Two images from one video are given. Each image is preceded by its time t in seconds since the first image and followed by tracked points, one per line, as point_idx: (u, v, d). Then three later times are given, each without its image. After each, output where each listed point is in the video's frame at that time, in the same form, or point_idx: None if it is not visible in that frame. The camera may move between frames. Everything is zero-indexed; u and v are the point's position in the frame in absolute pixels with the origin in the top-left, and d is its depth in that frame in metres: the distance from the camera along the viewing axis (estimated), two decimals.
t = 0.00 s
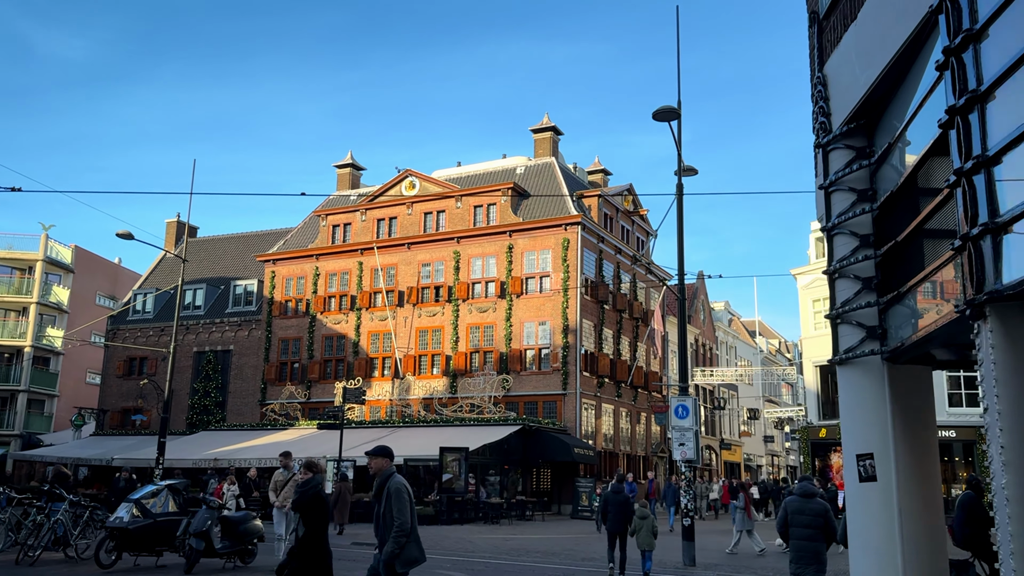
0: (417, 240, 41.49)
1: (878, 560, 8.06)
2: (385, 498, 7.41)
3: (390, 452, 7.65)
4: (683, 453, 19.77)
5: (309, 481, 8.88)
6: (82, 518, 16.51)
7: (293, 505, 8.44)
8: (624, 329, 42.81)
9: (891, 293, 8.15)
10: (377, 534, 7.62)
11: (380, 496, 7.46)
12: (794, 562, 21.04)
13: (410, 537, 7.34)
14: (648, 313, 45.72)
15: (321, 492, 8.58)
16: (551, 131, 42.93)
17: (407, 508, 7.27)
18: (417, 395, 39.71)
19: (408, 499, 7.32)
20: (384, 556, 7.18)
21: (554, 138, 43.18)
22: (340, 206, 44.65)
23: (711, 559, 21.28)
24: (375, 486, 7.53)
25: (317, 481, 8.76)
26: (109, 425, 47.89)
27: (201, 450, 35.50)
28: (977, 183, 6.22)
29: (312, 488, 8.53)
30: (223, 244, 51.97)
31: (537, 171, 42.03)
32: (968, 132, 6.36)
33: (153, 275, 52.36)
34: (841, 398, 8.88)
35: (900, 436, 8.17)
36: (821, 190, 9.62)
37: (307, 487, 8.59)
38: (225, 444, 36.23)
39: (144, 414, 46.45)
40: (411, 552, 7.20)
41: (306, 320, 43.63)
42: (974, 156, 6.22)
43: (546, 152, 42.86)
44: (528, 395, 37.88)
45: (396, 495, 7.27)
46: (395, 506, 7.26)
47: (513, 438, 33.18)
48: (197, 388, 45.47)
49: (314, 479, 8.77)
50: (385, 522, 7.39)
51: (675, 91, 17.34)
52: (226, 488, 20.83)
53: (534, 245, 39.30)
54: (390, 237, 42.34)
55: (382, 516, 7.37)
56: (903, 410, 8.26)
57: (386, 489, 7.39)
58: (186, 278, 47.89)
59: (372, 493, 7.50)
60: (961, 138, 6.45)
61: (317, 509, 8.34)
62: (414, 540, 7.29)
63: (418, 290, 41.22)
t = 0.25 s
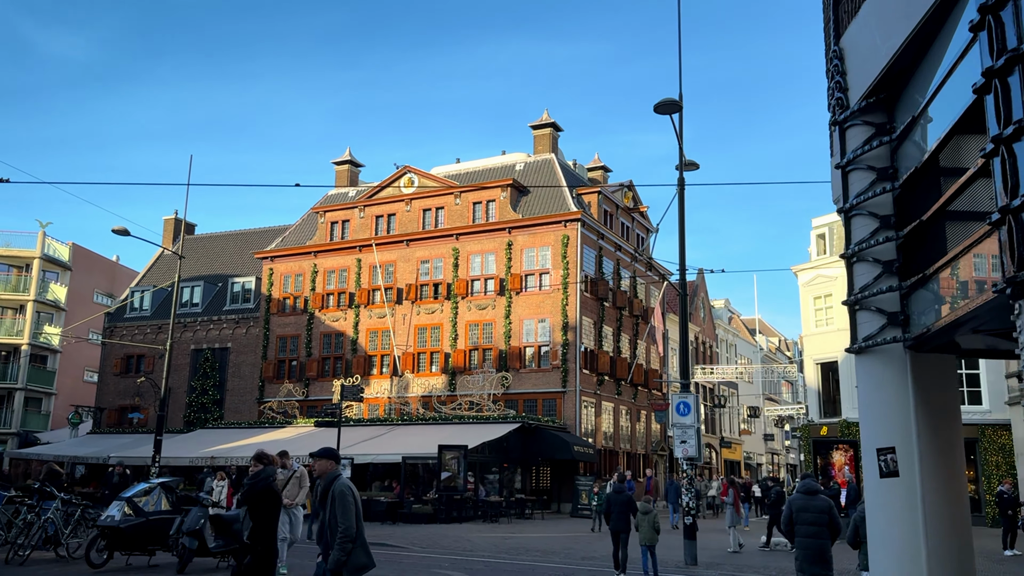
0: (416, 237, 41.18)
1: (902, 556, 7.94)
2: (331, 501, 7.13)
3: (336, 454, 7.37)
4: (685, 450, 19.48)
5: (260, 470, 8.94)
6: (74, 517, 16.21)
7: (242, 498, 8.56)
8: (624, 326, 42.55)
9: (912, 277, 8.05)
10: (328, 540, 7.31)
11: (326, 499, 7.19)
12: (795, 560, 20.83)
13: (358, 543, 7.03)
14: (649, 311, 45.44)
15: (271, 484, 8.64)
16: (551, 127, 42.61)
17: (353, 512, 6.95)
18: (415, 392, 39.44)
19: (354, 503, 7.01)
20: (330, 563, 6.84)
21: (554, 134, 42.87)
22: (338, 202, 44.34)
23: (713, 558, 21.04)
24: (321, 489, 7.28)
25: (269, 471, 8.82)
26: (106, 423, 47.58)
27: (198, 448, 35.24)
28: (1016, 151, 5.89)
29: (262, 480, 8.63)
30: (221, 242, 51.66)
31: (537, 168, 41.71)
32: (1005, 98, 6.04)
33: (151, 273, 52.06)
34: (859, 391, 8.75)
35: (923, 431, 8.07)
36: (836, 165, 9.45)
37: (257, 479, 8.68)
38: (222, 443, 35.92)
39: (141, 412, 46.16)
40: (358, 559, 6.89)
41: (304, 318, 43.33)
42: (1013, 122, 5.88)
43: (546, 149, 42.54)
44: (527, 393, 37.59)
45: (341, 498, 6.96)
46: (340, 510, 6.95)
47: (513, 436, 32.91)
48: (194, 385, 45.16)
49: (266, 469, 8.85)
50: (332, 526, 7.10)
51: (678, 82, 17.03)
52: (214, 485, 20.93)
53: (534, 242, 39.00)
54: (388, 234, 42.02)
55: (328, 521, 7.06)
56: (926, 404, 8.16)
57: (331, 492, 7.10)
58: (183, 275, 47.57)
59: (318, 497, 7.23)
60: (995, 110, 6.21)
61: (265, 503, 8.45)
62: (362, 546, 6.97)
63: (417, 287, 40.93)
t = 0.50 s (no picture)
0: (414, 234, 40.85)
1: (929, 563, 7.77)
2: (271, 493, 6.76)
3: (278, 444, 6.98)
4: (687, 449, 19.18)
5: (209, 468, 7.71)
6: (62, 518, 15.88)
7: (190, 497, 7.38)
8: (625, 324, 42.27)
9: (939, 268, 7.79)
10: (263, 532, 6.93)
11: (266, 491, 6.81)
12: (798, 561, 20.58)
13: (298, 537, 6.71)
14: (648, 308, 45.13)
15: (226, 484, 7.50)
16: (550, 124, 42.27)
17: (296, 505, 6.62)
18: (414, 390, 39.12)
19: (297, 495, 6.68)
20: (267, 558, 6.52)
21: (553, 130, 42.53)
22: (336, 200, 44.01)
23: (716, 559, 20.74)
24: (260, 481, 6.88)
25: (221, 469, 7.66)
26: (102, 422, 47.25)
27: (194, 447, 34.89)
28: None
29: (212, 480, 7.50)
30: (218, 239, 51.31)
31: (536, 164, 41.39)
32: None
33: (147, 270, 51.69)
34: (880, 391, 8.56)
35: (951, 433, 7.86)
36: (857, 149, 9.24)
37: (207, 477, 7.50)
38: (217, 442, 35.59)
39: (137, 411, 45.84)
40: (298, 554, 6.59)
41: (302, 315, 43.01)
42: None
43: (546, 145, 42.18)
44: (526, 391, 37.29)
45: (283, 489, 6.62)
46: (282, 503, 6.60)
47: (512, 434, 32.64)
48: (191, 384, 44.82)
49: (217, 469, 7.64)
50: (272, 519, 6.75)
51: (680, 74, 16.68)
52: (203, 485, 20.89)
53: (533, 239, 38.69)
54: (386, 231, 41.67)
55: (269, 513, 6.72)
56: (954, 405, 7.94)
57: (272, 483, 6.74)
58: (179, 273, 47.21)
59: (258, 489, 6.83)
60: None
61: (216, 506, 7.25)
62: (302, 541, 6.68)
63: (415, 285, 40.60)
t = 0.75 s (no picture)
0: (413, 229, 40.52)
1: (953, 560, 7.52)
2: (201, 498, 6.69)
3: (211, 446, 6.89)
4: (688, 446, 18.88)
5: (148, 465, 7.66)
6: (52, 515, 15.61)
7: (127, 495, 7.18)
8: (625, 320, 41.99)
9: (962, 248, 7.59)
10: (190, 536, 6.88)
11: (195, 495, 6.72)
12: (801, 557, 20.37)
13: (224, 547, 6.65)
14: (648, 304, 44.83)
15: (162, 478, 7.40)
16: (550, 118, 41.91)
17: (225, 515, 6.58)
18: (412, 386, 38.84)
19: (227, 504, 6.63)
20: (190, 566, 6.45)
21: (553, 124, 42.15)
22: (333, 194, 43.68)
23: (718, 556, 20.48)
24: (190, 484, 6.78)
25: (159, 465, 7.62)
26: (99, 418, 46.97)
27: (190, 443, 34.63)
28: None
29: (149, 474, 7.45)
30: (216, 234, 51.00)
31: (535, 159, 41.07)
32: None
33: (144, 266, 51.41)
34: (901, 382, 8.31)
35: (977, 426, 7.62)
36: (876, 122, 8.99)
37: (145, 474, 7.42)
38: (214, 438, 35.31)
39: (134, 407, 45.57)
40: (221, 566, 6.52)
41: (299, 311, 42.70)
42: None
43: (545, 139, 41.81)
44: (525, 387, 37.02)
45: (214, 496, 6.56)
46: (213, 511, 6.55)
47: (510, 430, 32.38)
48: (188, 379, 44.54)
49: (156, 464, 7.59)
50: (200, 523, 6.66)
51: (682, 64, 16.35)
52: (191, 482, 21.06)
53: (532, 234, 38.37)
54: (384, 226, 41.36)
55: (197, 518, 6.65)
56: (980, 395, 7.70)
57: (203, 488, 6.65)
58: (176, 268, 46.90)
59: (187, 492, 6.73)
60: None
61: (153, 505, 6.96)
62: (229, 553, 6.61)
63: (414, 280, 40.30)
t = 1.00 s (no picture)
0: (410, 223, 40.18)
1: (976, 558, 7.42)
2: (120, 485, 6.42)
3: (132, 432, 6.66)
4: (687, 441, 18.60)
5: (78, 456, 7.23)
6: (40, 512, 15.28)
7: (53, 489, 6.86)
8: (623, 315, 41.70)
9: (989, 226, 7.42)
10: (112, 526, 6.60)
11: (114, 482, 6.45)
12: (802, 554, 20.10)
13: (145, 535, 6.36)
14: (648, 299, 44.53)
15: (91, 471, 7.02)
16: (548, 111, 41.55)
17: (142, 500, 6.29)
18: (409, 381, 38.54)
19: (144, 490, 6.35)
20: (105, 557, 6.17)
21: (551, 117, 41.80)
22: (330, 188, 43.34)
23: (718, 553, 20.22)
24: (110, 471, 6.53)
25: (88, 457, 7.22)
26: (95, 414, 46.65)
27: (185, 439, 34.35)
28: None
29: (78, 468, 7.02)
30: (212, 228, 50.64)
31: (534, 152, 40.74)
32: None
33: (140, 260, 51.05)
34: (923, 374, 8.16)
35: (1004, 423, 7.45)
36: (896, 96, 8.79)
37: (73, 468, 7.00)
38: (209, 433, 35.00)
39: (129, 403, 45.27)
40: (141, 554, 6.24)
41: (296, 306, 42.39)
42: None
43: (543, 133, 41.47)
44: (523, 382, 36.74)
45: (127, 482, 6.30)
46: (129, 496, 6.28)
47: (508, 426, 32.10)
48: (184, 375, 44.21)
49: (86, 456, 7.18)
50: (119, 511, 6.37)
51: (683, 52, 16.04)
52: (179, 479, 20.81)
53: (530, 228, 38.05)
54: (382, 220, 41.02)
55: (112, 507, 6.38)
56: (1007, 389, 7.51)
57: (121, 475, 6.38)
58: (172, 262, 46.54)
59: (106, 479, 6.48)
60: None
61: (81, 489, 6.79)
62: (148, 540, 6.33)
63: (411, 275, 39.98)
